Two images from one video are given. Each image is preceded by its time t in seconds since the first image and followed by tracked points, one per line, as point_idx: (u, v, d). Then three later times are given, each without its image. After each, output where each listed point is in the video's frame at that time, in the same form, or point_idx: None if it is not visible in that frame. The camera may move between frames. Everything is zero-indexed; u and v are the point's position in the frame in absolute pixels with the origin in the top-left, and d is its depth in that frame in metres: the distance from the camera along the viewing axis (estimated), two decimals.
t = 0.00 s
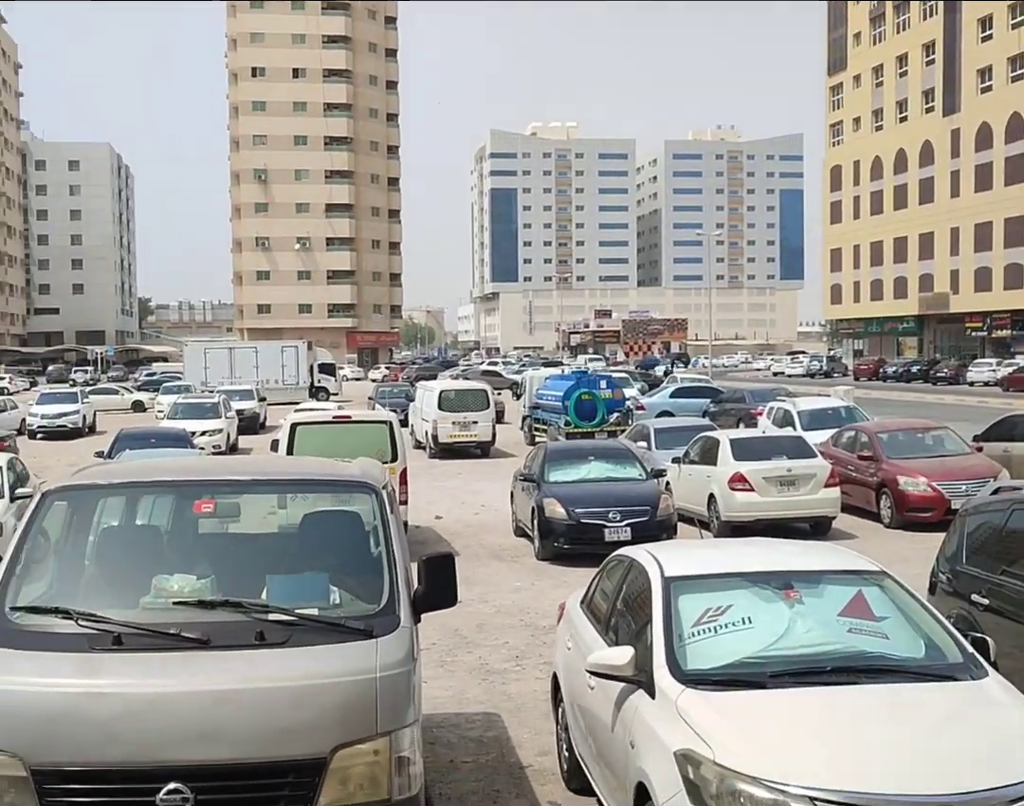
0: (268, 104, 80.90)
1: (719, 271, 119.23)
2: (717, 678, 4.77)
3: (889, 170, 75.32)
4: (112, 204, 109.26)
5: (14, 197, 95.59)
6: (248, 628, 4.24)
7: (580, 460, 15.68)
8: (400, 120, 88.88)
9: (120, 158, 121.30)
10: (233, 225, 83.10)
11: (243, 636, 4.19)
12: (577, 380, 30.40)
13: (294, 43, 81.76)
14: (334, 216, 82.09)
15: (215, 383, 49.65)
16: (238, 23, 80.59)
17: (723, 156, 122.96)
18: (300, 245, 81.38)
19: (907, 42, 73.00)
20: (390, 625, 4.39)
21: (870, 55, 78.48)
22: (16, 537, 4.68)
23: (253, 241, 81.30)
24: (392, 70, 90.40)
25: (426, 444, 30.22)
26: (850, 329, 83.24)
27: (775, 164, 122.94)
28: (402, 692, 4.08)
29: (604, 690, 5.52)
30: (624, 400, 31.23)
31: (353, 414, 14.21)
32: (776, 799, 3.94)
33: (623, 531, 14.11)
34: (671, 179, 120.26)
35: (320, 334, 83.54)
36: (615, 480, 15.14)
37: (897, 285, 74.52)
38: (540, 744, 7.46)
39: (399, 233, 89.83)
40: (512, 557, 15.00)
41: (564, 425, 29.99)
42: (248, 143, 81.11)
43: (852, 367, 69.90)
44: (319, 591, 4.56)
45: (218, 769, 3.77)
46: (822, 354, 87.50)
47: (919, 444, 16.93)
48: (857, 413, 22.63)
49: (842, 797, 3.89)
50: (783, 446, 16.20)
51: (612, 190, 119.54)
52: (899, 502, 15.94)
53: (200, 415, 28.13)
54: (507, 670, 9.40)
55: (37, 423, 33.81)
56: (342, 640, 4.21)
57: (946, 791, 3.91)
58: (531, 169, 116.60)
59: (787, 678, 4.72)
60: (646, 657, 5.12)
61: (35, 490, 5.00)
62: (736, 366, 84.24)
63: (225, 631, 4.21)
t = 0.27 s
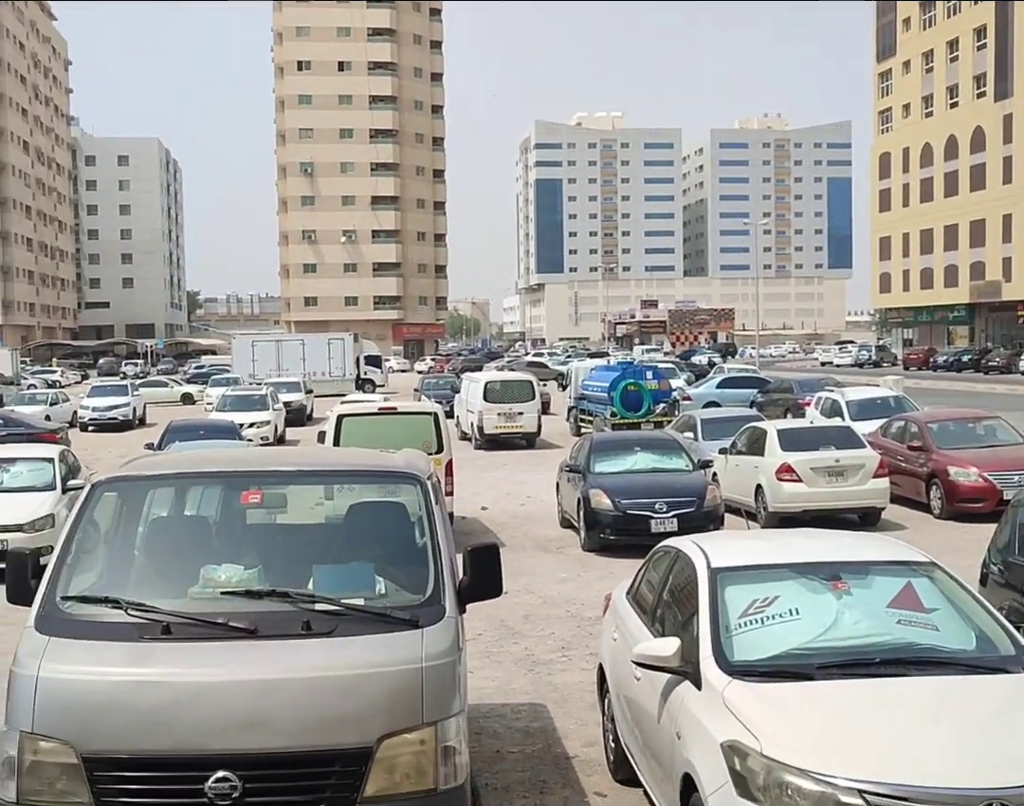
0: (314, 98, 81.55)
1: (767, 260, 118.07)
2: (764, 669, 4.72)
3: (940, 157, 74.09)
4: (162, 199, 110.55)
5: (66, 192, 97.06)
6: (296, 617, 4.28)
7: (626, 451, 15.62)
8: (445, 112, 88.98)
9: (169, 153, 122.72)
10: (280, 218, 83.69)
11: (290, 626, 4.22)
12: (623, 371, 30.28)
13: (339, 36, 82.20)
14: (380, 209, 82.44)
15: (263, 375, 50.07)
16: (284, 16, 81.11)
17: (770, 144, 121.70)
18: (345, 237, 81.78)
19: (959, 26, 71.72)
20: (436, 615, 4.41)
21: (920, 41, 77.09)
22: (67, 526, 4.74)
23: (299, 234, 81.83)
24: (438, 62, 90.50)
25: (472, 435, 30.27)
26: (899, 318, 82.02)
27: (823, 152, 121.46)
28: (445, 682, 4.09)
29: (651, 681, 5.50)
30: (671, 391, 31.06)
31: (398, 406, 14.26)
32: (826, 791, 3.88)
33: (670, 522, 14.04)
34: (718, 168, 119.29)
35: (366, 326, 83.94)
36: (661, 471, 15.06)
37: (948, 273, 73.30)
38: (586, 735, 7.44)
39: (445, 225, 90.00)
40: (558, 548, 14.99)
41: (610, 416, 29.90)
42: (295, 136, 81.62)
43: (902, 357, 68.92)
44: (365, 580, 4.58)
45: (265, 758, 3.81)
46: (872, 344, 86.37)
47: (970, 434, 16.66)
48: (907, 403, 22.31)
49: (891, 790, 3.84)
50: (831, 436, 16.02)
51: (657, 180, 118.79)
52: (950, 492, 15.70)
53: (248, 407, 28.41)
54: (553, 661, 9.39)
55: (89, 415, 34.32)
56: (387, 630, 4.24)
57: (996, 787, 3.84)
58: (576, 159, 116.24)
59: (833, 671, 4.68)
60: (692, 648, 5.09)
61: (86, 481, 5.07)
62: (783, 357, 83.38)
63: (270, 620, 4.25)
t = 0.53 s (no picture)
0: (370, 97, 82.13)
1: (824, 255, 116.52)
2: (824, 669, 4.65)
3: (1002, 149, 72.48)
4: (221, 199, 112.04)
5: (128, 193, 98.79)
6: (352, 614, 4.31)
7: (682, 447, 15.51)
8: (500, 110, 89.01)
9: (228, 154, 124.30)
10: (336, 217, 84.36)
11: (347, 621, 4.24)
12: (679, 367, 30.09)
13: (394, 35, 82.64)
14: (435, 207, 82.79)
15: (320, 373, 50.49)
16: (339, 16, 81.71)
17: (828, 138, 120.03)
18: (401, 236, 82.26)
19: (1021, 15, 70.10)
20: (493, 613, 4.41)
21: (982, 30, 75.42)
22: (130, 522, 4.82)
23: (355, 233, 82.44)
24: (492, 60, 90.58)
25: (528, 432, 30.27)
26: (961, 313, 80.46)
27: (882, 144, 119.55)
28: (502, 677, 4.10)
29: (709, 679, 5.44)
30: (727, 387, 30.79)
31: (454, 403, 14.32)
32: (887, 792, 3.82)
33: (727, 518, 13.92)
34: (775, 162, 117.95)
35: (422, 324, 84.38)
36: (718, 468, 14.94)
37: (1011, 267, 71.71)
38: (643, 733, 7.40)
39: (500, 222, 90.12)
40: (614, 545, 14.93)
41: (666, 413, 29.73)
42: (351, 136, 82.19)
43: (964, 353, 67.58)
44: (423, 577, 4.60)
45: (323, 752, 3.84)
46: (933, 340, 84.82)
47: None
48: (969, 399, 21.88)
49: (955, 790, 3.76)
50: (890, 432, 15.76)
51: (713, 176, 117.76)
52: (1013, 489, 15.37)
53: (306, 404, 28.69)
54: (609, 658, 9.37)
55: (150, 413, 34.88)
56: (444, 627, 4.24)
57: None
58: (631, 155, 115.74)
59: (891, 671, 4.59)
60: (751, 644, 5.03)
61: (148, 477, 5.14)
62: (842, 353, 82.21)
63: (329, 615, 4.28)
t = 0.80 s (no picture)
0: (438, 98, 82.61)
1: (897, 252, 114.32)
2: (898, 672, 4.56)
3: None
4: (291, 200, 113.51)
5: (200, 195, 100.56)
6: (422, 612, 4.32)
7: (752, 447, 15.34)
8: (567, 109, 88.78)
9: (297, 155, 125.94)
10: (404, 217, 84.96)
11: (416, 619, 4.26)
12: (748, 366, 29.77)
13: (461, 35, 82.94)
14: (502, 207, 82.95)
15: (388, 372, 50.87)
16: (407, 17, 82.21)
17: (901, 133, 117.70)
18: (468, 236, 82.60)
19: None
20: (562, 612, 4.39)
21: None
22: (204, 520, 4.90)
23: (423, 233, 82.90)
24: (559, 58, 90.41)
25: (595, 432, 30.18)
26: None
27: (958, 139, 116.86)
28: (571, 676, 4.08)
29: (779, 681, 5.36)
30: (797, 386, 30.37)
31: (521, 402, 14.31)
32: (962, 798, 3.73)
33: (797, 519, 13.73)
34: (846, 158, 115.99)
35: (489, 323, 84.62)
36: (788, 468, 14.74)
37: None
38: (712, 735, 7.33)
39: (567, 221, 89.96)
40: (682, 545, 14.82)
41: (735, 412, 29.43)
42: (418, 136, 82.71)
43: None
44: (491, 576, 4.60)
45: (392, 749, 3.86)
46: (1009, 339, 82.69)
47: None
48: None
49: None
50: (965, 432, 15.40)
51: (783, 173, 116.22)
52: None
53: (373, 403, 28.94)
54: (678, 659, 9.29)
55: (221, 411, 35.46)
56: (512, 626, 4.24)
57: None
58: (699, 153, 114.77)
59: (963, 677, 4.49)
60: (823, 646, 4.95)
61: (221, 474, 5.21)
62: (915, 352, 80.59)
63: (398, 612, 4.30)
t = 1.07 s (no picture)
0: (518, 99, 82.90)
1: (988, 251, 111.23)
2: (990, 679, 4.45)
3: None
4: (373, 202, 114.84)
5: (284, 198, 102.32)
6: (505, 612, 4.33)
7: (836, 450, 15.06)
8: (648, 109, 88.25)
9: (379, 158, 127.41)
10: (484, 219, 85.35)
11: (499, 620, 4.27)
12: (832, 367, 29.28)
13: (541, 37, 83.12)
14: (582, 207, 82.85)
15: (468, 373, 51.11)
16: (488, 20, 82.59)
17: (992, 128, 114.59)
18: (548, 237, 82.69)
19: None
20: (645, 614, 4.36)
21: None
22: (291, 517, 4.97)
23: (503, 235, 83.17)
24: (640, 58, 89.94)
25: (675, 433, 29.94)
26: None
27: None
28: (653, 679, 4.07)
29: (866, 687, 5.24)
30: (882, 388, 29.75)
31: (601, 403, 14.26)
32: None
33: (883, 523, 13.45)
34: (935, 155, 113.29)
35: (568, 325, 84.58)
36: (874, 471, 14.45)
37: None
38: (797, 741, 7.21)
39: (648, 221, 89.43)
40: (765, 548, 14.62)
41: (818, 415, 28.93)
42: (499, 138, 83.07)
43: None
44: (574, 576, 4.59)
45: (476, 748, 3.88)
46: None
47: None
48: None
49: None
50: None
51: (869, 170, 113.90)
52: None
53: (454, 404, 29.11)
54: (761, 663, 9.17)
55: (304, 412, 36.00)
56: (594, 626, 4.23)
57: None
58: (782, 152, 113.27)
59: None
60: (910, 653, 4.82)
61: (307, 473, 5.28)
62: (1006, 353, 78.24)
63: (482, 611, 4.32)
